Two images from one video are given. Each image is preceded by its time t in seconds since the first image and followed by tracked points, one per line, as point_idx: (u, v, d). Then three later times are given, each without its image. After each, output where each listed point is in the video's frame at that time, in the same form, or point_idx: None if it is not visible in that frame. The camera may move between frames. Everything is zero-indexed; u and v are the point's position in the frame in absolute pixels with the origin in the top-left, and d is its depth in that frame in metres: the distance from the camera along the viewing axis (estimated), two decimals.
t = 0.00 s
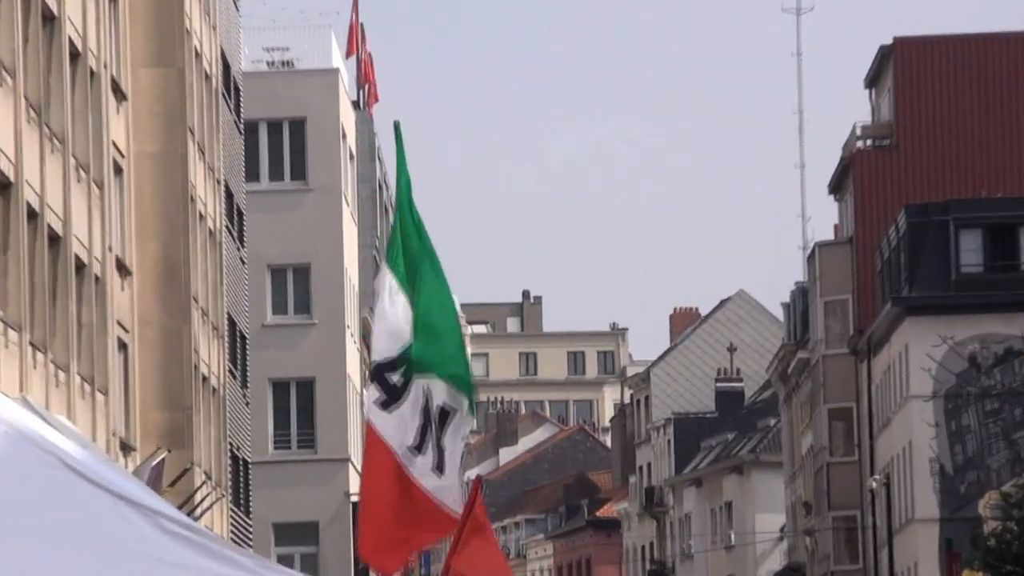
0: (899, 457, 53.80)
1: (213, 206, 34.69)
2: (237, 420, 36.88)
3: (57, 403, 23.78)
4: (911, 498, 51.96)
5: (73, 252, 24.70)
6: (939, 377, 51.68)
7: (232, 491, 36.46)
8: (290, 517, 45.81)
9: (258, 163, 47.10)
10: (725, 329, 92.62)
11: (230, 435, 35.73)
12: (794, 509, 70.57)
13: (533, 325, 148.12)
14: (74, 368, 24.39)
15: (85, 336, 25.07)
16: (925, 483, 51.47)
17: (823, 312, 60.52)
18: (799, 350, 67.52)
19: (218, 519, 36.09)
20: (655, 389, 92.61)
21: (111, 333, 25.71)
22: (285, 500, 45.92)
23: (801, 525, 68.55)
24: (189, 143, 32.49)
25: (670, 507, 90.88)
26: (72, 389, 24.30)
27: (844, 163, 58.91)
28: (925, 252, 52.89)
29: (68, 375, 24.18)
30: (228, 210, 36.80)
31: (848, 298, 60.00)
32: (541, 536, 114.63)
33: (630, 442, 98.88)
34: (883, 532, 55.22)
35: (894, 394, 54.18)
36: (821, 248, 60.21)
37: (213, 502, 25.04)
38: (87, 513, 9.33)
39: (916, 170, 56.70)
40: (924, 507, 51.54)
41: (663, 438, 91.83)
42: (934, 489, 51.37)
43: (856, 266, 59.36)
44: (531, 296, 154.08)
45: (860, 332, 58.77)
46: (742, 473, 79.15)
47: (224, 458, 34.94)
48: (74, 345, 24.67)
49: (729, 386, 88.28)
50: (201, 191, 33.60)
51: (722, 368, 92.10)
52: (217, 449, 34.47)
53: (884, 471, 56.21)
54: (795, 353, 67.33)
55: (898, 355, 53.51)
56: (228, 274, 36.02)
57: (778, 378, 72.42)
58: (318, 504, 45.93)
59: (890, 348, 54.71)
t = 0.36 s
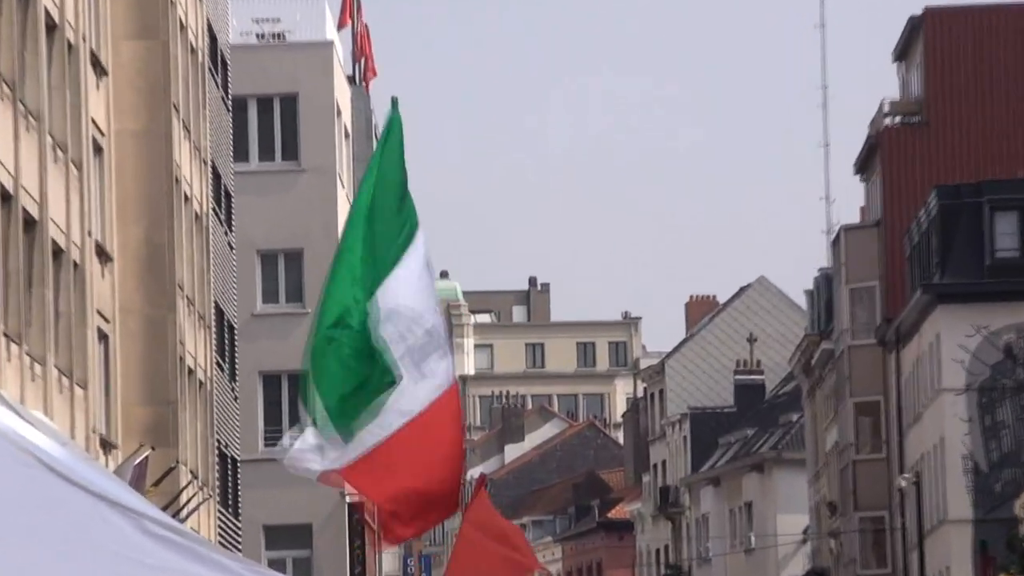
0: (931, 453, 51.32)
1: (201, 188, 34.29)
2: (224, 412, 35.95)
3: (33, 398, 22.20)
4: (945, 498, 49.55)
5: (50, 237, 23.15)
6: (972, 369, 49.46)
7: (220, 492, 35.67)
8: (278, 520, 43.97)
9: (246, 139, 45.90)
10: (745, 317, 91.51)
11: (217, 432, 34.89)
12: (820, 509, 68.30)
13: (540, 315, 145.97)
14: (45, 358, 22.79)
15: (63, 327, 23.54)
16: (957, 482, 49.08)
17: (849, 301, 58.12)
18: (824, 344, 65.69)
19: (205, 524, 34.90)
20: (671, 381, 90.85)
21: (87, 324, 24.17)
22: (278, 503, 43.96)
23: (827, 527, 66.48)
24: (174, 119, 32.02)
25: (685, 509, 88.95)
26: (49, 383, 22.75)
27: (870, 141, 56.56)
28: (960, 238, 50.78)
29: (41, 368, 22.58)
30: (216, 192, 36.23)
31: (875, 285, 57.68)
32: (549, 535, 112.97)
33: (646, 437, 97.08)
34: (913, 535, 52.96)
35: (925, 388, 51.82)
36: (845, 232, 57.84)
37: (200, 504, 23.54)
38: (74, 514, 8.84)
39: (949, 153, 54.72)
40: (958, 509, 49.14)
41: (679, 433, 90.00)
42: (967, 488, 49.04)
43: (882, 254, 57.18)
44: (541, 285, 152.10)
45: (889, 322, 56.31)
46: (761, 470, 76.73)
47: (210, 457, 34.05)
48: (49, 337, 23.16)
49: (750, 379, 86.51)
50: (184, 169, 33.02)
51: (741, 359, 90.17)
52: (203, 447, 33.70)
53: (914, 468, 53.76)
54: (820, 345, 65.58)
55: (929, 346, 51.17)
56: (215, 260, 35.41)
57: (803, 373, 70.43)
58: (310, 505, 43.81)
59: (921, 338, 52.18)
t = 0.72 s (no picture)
0: (959, 449, 48.48)
1: (182, 169, 33.76)
2: (209, 406, 35.37)
3: (5, 395, 20.63)
4: (974, 497, 46.76)
5: (22, 221, 21.61)
6: (1005, 360, 46.47)
7: (204, 492, 35.06)
8: (263, 524, 43.48)
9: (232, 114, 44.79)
10: (761, 307, 89.96)
11: (201, 430, 34.36)
12: (842, 508, 67.14)
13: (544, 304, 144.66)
14: (18, 353, 21.20)
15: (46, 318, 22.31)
16: (992, 482, 46.05)
17: (873, 288, 55.74)
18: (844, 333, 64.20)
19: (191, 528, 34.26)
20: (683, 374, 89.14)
21: (62, 315, 22.75)
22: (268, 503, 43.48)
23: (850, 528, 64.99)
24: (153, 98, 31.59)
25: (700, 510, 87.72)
26: (22, 378, 21.23)
27: (896, 116, 53.80)
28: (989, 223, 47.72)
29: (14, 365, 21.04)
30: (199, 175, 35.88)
31: (901, 272, 55.51)
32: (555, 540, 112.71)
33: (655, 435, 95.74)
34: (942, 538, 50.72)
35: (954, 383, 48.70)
36: (869, 214, 55.44)
37: (182, 506, 22.06)
38: (57, 509, 8.73)
39: (977, 128, 51.94)
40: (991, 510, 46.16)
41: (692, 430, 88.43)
42: (1000, 487, 46.05)
43: (911, 236, 54.82)
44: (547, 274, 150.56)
45: (916, 311, 53.86)
46: (782, 470, 75.49)
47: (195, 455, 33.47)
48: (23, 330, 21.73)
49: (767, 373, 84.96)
50: (165, 154, 32.57)
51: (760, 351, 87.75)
52: (189, 446, 33.17)
53: (942, 468, 51.16)
54: (843, 335, 64.04)
55: (958, 335, 48.32)
56: (197, 245, 34.88)
57: (823, 366, 68.80)
58: (307, 505, 43.70)
59: (952, 328, 49.35)
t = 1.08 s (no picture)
0: (988, 453, 46.81)
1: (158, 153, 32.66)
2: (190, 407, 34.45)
3: None
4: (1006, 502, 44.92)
5: None
6: None
7: (183, 496, 34.28)
8: (251, 530, 43.21)
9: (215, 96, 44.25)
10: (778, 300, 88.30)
11: (180, 431, 33.49)
12: (863, 516, 65.78)
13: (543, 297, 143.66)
14: None
15: (18, 317, 21.11)
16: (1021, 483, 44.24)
17: (897, 281, 54.49)
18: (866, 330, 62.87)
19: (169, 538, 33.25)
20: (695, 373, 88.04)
21: (34, 310, 21.62)
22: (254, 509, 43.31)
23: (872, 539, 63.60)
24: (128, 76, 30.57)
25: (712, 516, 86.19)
26: None
27: (921, 97, 52.38)
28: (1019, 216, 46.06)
29: None
30: (176, 158, 34.82)
31: (927, 263, 54.22)
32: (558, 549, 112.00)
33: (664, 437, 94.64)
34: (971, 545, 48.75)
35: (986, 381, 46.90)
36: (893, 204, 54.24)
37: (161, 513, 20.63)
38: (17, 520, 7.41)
39: (1007, 111, 50.45)
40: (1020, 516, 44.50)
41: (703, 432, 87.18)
42: None
43: (936, 225, 53.43)
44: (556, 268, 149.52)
45: (942, 305, 52.28)
46: (799, 474, 74.11)
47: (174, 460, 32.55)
48: None
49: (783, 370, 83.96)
50: (142, 136, 31.56)
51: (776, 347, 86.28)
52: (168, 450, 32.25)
53: (971, 473, 49.46)
54: (864, 331, 62.78)
55: (988, 331, 46.71)
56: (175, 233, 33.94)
57: (844, 365, 67.49)
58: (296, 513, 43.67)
59: (979, 322, 47.82)
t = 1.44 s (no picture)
0: (1017, 452, 45.31)
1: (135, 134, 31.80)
2: (170, 401, 33.59)
3: None
4: None
5: None
6: None
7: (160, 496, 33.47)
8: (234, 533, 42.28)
9: (195, 76, 43.53)
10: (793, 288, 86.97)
11: (159, 427, 32.61)
12: (883, 519, 64.18)
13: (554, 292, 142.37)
14: None
15: None
16: None
17: (920, 269, 53.47)
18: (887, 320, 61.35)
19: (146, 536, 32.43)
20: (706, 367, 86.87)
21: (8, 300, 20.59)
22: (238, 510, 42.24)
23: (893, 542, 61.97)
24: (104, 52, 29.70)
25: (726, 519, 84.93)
26: None
27: (945, 75, 51.13)
28: None
29: None
30: (155, 139, 33.94)
31: (950, 251, 52.97)
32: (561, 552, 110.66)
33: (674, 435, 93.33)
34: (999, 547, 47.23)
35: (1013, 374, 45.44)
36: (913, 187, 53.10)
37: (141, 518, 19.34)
38: None
39: None
40: None
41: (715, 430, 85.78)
42: None
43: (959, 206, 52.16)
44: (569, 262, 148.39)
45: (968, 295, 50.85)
46: (815, 475, 71.88)
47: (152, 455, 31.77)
48: None
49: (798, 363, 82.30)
50: (117, 114, 30.71)
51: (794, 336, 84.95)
52: (143, 443, 31.46)
53: (999, 474, 47.98)
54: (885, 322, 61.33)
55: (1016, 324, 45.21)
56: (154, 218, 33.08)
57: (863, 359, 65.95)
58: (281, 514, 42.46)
59: (1007, 313, 46.47)
